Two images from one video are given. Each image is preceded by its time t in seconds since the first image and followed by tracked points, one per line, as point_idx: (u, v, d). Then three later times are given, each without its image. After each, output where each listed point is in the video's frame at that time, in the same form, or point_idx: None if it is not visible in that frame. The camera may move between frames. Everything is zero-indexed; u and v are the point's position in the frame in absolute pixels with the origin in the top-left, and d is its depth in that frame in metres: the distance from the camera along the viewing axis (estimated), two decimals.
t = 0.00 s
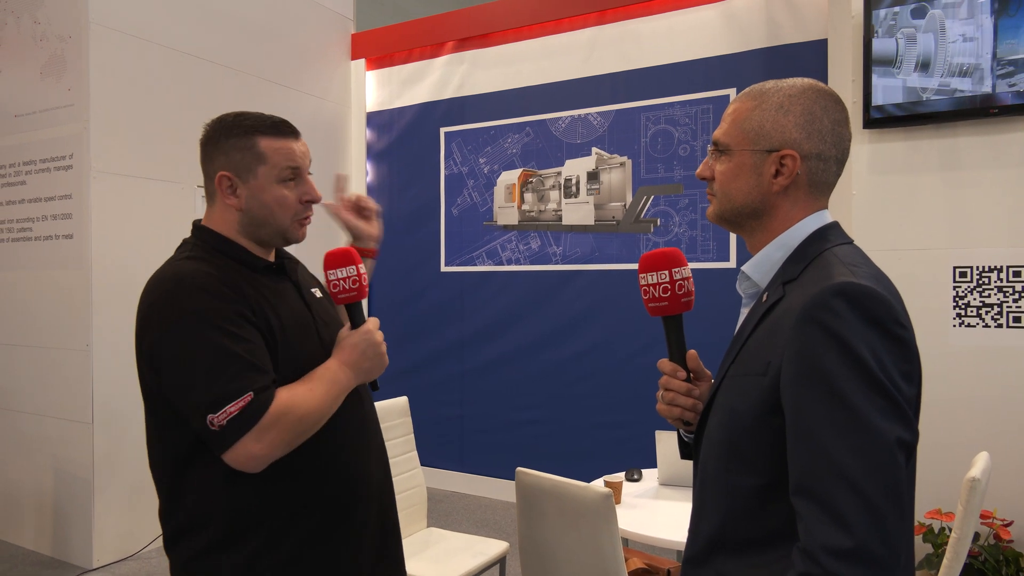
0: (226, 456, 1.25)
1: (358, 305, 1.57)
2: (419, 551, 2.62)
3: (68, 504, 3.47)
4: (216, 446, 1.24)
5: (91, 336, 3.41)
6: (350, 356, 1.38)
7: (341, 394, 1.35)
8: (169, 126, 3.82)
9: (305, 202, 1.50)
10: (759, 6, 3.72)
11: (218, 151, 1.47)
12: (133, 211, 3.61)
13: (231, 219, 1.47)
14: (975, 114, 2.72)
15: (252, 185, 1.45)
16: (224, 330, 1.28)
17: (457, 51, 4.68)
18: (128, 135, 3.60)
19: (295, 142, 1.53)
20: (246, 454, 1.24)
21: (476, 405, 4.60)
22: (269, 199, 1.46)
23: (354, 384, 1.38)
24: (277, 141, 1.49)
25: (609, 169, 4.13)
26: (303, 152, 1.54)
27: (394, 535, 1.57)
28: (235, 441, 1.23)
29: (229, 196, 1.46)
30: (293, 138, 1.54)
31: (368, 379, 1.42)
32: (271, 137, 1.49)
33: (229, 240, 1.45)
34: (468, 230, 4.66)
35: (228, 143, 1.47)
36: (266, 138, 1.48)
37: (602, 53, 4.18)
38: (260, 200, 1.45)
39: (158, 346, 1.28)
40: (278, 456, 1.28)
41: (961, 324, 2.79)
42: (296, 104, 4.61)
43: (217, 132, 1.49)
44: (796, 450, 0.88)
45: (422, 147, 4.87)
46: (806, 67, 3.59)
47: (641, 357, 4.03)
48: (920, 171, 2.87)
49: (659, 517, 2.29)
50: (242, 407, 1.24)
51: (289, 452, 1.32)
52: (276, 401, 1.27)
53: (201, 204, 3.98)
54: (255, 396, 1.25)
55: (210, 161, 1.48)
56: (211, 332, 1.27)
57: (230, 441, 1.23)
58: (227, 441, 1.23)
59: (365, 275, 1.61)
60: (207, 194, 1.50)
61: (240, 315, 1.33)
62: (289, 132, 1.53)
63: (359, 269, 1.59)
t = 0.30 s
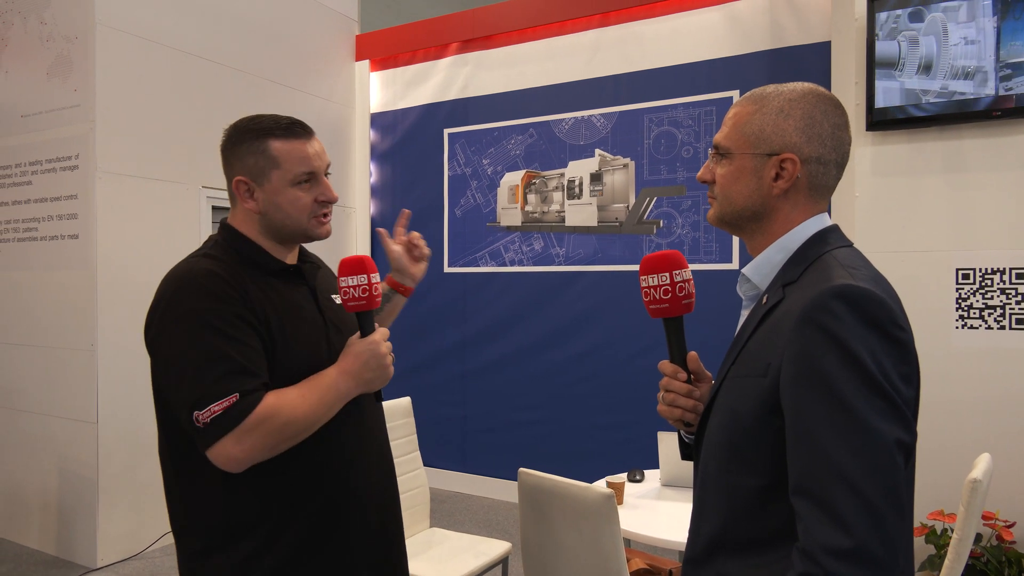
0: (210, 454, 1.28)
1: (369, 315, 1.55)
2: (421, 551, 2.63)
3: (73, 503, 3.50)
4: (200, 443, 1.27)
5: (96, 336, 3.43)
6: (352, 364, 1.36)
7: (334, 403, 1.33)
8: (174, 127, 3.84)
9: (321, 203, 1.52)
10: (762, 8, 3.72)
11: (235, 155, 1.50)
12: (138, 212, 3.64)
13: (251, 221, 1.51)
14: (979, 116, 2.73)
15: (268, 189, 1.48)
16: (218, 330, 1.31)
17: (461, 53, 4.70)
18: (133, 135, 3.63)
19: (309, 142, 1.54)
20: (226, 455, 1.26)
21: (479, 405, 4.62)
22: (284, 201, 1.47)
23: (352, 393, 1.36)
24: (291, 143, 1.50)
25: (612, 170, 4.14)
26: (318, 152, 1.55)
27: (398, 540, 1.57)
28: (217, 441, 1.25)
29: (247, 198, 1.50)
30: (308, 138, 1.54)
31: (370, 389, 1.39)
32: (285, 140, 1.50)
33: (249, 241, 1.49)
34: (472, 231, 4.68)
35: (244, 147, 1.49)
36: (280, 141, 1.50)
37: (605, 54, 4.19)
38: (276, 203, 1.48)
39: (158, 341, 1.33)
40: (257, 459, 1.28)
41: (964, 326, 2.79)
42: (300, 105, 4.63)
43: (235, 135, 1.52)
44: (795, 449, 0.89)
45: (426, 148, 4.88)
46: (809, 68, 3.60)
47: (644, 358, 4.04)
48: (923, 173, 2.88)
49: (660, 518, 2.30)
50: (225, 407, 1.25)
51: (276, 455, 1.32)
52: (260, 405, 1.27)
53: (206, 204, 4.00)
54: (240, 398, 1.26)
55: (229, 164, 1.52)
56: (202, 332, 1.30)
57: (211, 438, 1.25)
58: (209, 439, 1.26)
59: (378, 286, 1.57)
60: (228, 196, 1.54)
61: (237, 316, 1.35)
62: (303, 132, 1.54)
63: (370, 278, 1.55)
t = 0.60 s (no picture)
0: (212, 449, 1.29)
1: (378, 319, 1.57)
2: (421, 553, 2.64)
3: (74, 503, 3.51)
4: (202, 439, 1.29)
5: (98, 337, 3.44)
6: (358, 366, 1.34)
7: (337, 405, 1.32)
8: (176, 129, 3.86)
9: (325, 197, 1.53)
10: (763, 12, 3.73)
11: (240, 157, 1.53)
12: (140, 213, 3.65)
13: (260, 221, 1.53)
14: (978, 121, 2.74)
15: (272, 186, 1.49)
16: (222, 329, 1.32)
17: (462, 56, 4.72)
18: (136, 137, 3.64)
19: (310, 138, 1.55)
20: (226, 451, 1.27)
21: (479, 407, 4.62)
22: (289, 196, 1.49)
23: (356, 396, 1.34)
24: (291, 140, 1.52)
25: (612, 173, 4.14)
26: (320, 148, 1.56)
27: (399, 547, 1.56)
28: (218, 437, 1.27)
29: (254, 199, 1.52)
30: (310, 135, 1.56)
31: (375, 393, 1.37)
32: (286, 138, 1.52)
33: (259, 241, 1.51)
34: (473, 233, 4.69)
35: (248, 148, 1.52)
36: (282, 139, 1.52)
37: (606, 58, 4.20)
38: (281, 200, 1.49)
39: (165, 338, 1.36)
40: (256, 457, 1.28)
41: (963, 330, 2.80)
42: (302, 107, 4.64)
43: (238, 138, 1.55)
44: (791, 452, 0.90)
45: (427, 150, 4.89)
46: (809, 72, 3.61)
47: (644, 361, 4.04)
48: (922, 177, 2.88)
49: (660, 520, 2.30)
50: (226, 405, 1.27)
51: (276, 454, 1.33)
52: (259, 404, 1.28)
53: (207, 206, 4.02)
54: (240, 396, 1.27)
55: (235, 167, 1.54)
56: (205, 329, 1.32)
57: (212, 434, 1.27)
58: (210, 434, 1.27)
59: (388, 290, 1.59)
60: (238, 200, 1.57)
61: (241, 316, 1.36)
62: (304, 129, 1.56)
63: (380, 281, 1.57)
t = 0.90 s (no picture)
0: (215, 445, 1.31)
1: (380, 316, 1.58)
2: (422, 551, 2.65)
3: (76, 502, 3.52)
4: (206, 435, 1.30)
5: (100, 337, 3.45)
6: (362, 363, 1.35)
7: (339, 402, 1.33)
8: (178, 129, 3.86)
9: (329, 195, 1.53)
10: (764, 12, 3.73)
11: (244, 158, 1.54)
12: (142, 213, 3.66)
13: (266, 222, 1.54)
14: (979, 120, 2.74)
15: (276, 186, 1.50)
16: (226, 326, 1.33)
17: (463, 55, 4.72)
18: (137, 137, 3.65)
19: (312, 137, 1.56)
20: (228, 446, 1.28)
21: (480, 406, 4.63)
22: (293, 196, 1.49)
23: (360, 393, 1.35)
24: (293, 140, 1.53)
25: (613, 173, 4.16)
26: (322, 147, 1.57)
27: (403, 548, 1.56)
28: (220, 432, 1.28)
29: (258, 200, 1.53)
30: (311, 135, 1.57)
31: (378, 390, 1.37)
32: (288, 138, 1.53)
33: (265, 241, 1.52)
34: (474, 233, 4.69)
35: (251, 149, 1.53)
36: (284, 139, 1.53)
37: (607, 57, 4.20)
38: (285, 199, 1.50)
39: (171, 335, 1.37)
40: (257, 453, 1.29)
41: (964, 330, 2.80)
42: (303, 107, 4.65)
43: (241, 140, 1.56)
44: (789, 451, 0.91)
45: (429, 150, 4.90)
46: (809, 72, 3.61)
47: (645, 361, 4.05)
48: (923, 177, 2.89)
49: (660, 520, 2.31)
50: (228, 401, 1.28)
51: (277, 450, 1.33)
52: (260, 401, 1.29)
53: (209, 205, 4.03)
54: (242, 393, 1.29)
55: (239, 168, 1.56)
56: (209, 326, 1.33)
57: (215, 430, 1.28)
58: (213, 430, 1.29)
59: (389, 286, 1.59)
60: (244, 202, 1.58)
61: (246, 314, 1.36)
62: (305, 128, 1.56)
63: (381, 278, 1.57)
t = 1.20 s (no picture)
0: (214, 441, 1.31)
1: (382, 314, 1.58)
2: (425, 550, 2.65)
3: (80, 499, 3.53)
4: (206, 431, 1.31)
5: (104, 334, 3.46)
6: (362, 362, 1.34)
7: (337, 400, 1.32)
8: (182, 127, 3.87)
9: (329, 193, 1.53)
10: (769, 10, 3.72)
11: (245, 159, 1.55)
12: (146, 211, 3.67)
13: (269, 222, 1.54)
14: (984, 120, 2.73)
15: (276, 186, 1.51)
16: (227, 323, 1.34)
17: (467, 54, 4.71)
18: (142, 135, 3.66)
19: (312, 136, 1.57)
20: (226, 443, 1.29)
21: (483, 404, 4.64)
22: (293, 195, 1.49)
23: (360, 391, 1.34)
24: (293, 140, 1.54)
25: (617, 171, 4.16)
26: (322, 146, 1.57)
27: (407, 546, 1.56)
28: (218, 428, 1.29)
29: (260, 200, 1.53)
30: (312, 134, 1.57)
31: (379, 389, 1.37)
32: (287, 138, 1.54)
33: (270, 240, 1.52)
34: (477, 231, 4.69)
35: (252, 150, 1.54)
36: (283, 139, 1.53)
37: (611, 56, 4.20)
38: (286, 198, 1.50)
39: (174, 333, 1.38)
40: (256, 450, 1.29)
41: (969, 329, 2.79)
42: (307, 105, 4.65)
43: (243, 142, 1.57)
44: (791, 451, 0.91)
45: (432, 148, 4.90)
46: (814, 71, 3.60)
47: (648, 360, 4.05)
48: (928, 176, 2.88)
49: (663, 519, 2.31)
50: (226, 398, 1.29)
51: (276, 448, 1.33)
52: (258, 397, 1.29)
53: (213, 203, 4.04)
54: (240, 389, 1.29)
55: (241, 169, 1.57)
56: (210, 323, 1.34)
57: (214, 426, 1.29)
58: (212, 426, 1.29)
59: (390, 285, 1.58)
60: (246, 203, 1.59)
61: (248, 312, 1.37)
62: (305, 128, 1.57)
63: (383, 277, 1.56)
